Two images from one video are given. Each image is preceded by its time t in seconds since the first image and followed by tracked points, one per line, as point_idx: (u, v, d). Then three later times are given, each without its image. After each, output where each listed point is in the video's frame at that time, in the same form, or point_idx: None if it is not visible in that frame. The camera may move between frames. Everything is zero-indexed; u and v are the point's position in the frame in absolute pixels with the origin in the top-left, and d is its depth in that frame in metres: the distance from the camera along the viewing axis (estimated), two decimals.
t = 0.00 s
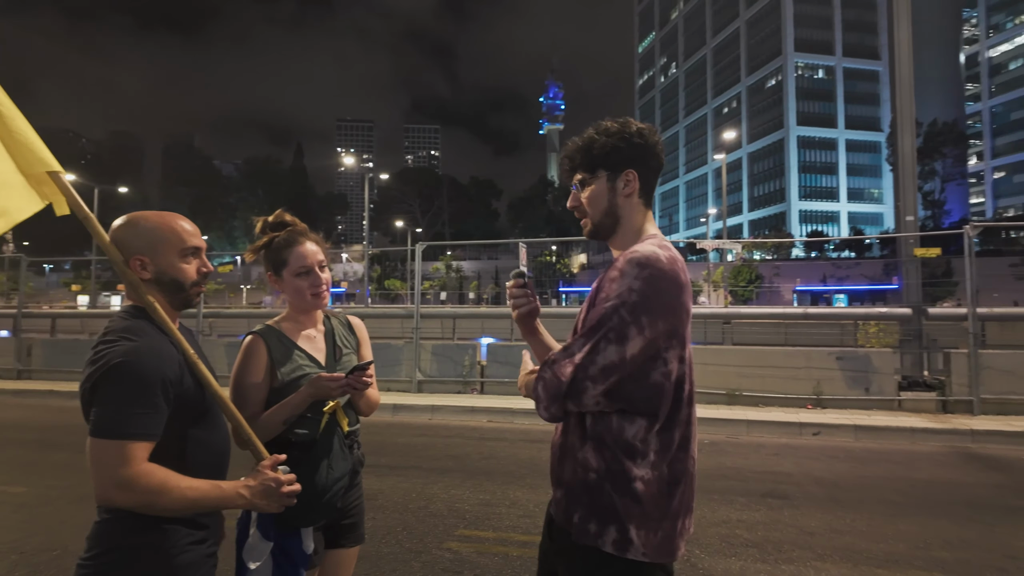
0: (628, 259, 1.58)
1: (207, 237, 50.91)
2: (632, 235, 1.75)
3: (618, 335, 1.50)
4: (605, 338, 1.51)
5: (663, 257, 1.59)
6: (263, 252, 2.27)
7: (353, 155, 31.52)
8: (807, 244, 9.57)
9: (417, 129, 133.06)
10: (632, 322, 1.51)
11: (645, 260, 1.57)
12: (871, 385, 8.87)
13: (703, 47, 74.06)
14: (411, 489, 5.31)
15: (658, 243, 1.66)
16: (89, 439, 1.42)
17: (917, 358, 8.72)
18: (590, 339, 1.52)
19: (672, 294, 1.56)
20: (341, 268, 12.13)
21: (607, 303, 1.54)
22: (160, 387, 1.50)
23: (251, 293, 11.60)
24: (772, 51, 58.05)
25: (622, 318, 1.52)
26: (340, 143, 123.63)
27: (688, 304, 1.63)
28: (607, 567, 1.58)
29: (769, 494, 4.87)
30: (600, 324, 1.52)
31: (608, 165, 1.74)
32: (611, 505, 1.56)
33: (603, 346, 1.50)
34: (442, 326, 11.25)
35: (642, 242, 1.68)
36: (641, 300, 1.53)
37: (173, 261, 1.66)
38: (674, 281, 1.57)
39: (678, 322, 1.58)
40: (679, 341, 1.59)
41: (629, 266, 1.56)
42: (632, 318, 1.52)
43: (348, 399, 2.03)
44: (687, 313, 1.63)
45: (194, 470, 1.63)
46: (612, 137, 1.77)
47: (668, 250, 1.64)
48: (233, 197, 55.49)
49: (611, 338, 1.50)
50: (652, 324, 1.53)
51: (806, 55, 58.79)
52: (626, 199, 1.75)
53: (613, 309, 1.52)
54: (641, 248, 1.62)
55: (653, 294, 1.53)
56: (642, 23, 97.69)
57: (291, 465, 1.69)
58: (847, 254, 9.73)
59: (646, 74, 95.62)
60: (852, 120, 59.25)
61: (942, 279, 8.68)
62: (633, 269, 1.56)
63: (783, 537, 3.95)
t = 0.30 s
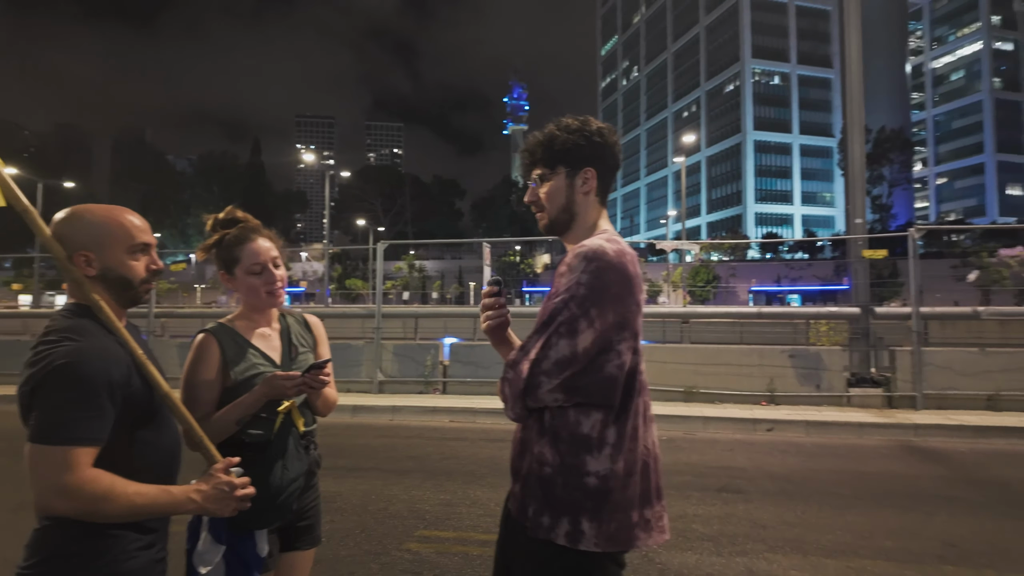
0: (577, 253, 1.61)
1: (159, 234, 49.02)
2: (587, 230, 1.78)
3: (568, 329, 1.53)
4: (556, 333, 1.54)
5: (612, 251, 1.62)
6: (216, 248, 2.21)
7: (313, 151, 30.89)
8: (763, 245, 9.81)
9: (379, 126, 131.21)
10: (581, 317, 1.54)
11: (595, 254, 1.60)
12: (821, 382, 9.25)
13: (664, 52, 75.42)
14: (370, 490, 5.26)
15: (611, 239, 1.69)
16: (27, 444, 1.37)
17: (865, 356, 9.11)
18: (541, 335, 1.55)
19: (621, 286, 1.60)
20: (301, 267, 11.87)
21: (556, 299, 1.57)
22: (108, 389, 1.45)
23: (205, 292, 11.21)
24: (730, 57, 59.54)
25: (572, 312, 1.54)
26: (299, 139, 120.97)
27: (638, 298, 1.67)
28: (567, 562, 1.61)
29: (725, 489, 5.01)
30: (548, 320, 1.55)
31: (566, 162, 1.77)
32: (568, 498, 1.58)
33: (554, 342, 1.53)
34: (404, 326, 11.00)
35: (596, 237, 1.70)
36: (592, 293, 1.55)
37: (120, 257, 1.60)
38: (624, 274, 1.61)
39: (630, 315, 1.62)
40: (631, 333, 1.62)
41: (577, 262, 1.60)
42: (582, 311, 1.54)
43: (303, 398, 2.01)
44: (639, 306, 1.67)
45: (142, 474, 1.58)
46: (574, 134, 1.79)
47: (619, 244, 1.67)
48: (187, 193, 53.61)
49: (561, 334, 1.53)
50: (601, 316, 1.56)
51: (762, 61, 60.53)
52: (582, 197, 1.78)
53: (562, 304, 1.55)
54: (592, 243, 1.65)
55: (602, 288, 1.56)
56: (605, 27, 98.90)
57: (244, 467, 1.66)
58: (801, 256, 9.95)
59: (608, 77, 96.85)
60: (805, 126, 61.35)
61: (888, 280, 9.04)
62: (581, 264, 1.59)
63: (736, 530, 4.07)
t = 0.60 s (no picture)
0: (522, 257, 1.64)
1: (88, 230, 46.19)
2: (529, 235, 1.83)
3: (514, 330, 1.56)
4: (503, 333, 1.56)
5: (557, 256, 1.67)
6: (154, 247, 2.13)
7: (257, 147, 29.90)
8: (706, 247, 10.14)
9: (327, 122, 128.30)
10: (528, 319, 1.57)
11: (542, 257, 1.64)
12: (760, 380, 9.54)
13: (613, 57, 76.84)
14: (315, 495, 5.14)
15: (554, 243, 1.74)
16: None
17: (800, 354, 9.61)
18: (488, 335, 1.57)
19: (565, 291, 1.65)
20: (242, 266, 11.37)
21: (504, 301, 1.59)
22: (33, 397, 1.38)
23: (140, 291, 10.61)
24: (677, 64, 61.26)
25: (517, 313, 1.57)
26: (243, 134, 116.75)
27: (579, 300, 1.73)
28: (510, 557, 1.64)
29: (669, 484, 5.17)
30: (498, 320, 1.57)
31: (508, 169, 1.80)
32: (507, 492, 1.61)
33: (500, 343, 1.55)
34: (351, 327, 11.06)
35: (538, 241, 1.75)
36: (536, 296, 1.59)
37: (48, 256, 1.52)
38: (568, 278, 1.67)
39: (571, 317, 1.68)
40: (572, 334, 1.69)
41: (525, 265, 1.63)
42: (526, 312, 1.58)
43: (244, 401, 1.95)
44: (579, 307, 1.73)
45: (72, 482, 1.51)
46: (515, 142, 1.83)
47: (562, 249, 1.72)
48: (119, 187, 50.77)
49: (507, 335, 1.56)
50: (547, 316, 1.60)
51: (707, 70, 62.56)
52: (523, 203, 1.81)
53: (508, 305, 1.58)
54: (537, 246, 1.69)
55: (547, 292, 1.61)
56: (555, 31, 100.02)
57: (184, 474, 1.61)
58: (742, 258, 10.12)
59: (559, 80, 98.02)
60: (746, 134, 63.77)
61: (822, 281, 9.58)
62: (529, 268, 1.62)
63: (679, 524, 4.21)
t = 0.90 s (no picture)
0: (502, 263, 1.63)
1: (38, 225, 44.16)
2: (498, 240, 1.83)
3: (500, 336, 1.56)
4: (490, 340, 1.56)
5: (533, 262, 1.68)
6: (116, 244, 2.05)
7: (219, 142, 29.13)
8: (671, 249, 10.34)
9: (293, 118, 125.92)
10: (513, 325, 1.58)
11: (521, 264, 1.65)
12: (725, 379, 9.74)
13: (582, 59, 77.43)
14: (281, 498, 5.04)
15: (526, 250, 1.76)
16: None
17: (764, 354, 9.89)
18: (474, 341, 1.55)
19: (544, 296, 1.68)
20: (203, 264, 11.13)
21: (488, 307, 1.58)
22: None
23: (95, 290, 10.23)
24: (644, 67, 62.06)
25: (502, 320, 1.57)
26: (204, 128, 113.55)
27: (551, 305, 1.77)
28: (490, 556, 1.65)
29: (637, 482, 5.23)
30: (485, 326, 1.56)
31: (475, 173, 1.79)
32: (489, 493, 1.60)
33: (487, 348, 1.55)
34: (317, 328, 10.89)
35: (509, 246, 1.75)
36: (519, 301, 1.59)
37: (9, 254, 1.47)
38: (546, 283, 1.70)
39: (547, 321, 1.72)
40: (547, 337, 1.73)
41: (506, 271, 1.62)
42: (510, 319, 1.58)
43: (210, 402, 1.90)
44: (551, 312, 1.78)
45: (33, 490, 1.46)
46: (479, 146, 1.83)
47: (536, 254, 1.72)
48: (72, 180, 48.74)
49: (495, 340, 1.56)
50: (529, 320, 1.62)
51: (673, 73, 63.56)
52: (490, 207, 1.81)
53: (494, 312, 1.57)
54: (512, 252, 1.69)
55: (530, 298, 1.62)
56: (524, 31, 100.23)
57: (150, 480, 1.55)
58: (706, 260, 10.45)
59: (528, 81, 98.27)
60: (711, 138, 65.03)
61: (784, 283, 9.87)
62: (511, 274, 1.61)
63: (648, 522, 4.27)
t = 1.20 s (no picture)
0: (500, 261, 1.63)
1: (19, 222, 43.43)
2: (497, 241, 1.81)
3: (496, 333, 1.56)
4: (485, 337, 1.55)
5: (529, 260, 1.68)
6: (110, 240, 2.02)
7: (205, 140, 28.79)
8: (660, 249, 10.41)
9: (281, 116, 125.20)
10: (508, 322, 1.57)
11: (518, 262, 1.64)
12: (716, 378, 9.81)
13: (572, 59, 77.55)
14: (271, 500, 4.99)
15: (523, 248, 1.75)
16: None
17: (754, 354, 9.96)
18: (470, 338, 1.54)
19: (541, 294, 1.67)
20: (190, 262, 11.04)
21: (483, 305, 1.58)
22: None
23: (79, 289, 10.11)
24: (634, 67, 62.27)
25: (498, 318, 1.56)
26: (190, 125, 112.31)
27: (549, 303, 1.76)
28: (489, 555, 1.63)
29: (630, 482, 5.25)
30: (480, 324, 1.55)
31: (474, 175, 1.79)
32: (488, 491, 1.60)
33: (484, 347, 1.55)
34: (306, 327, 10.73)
35: (509, 245, 1.75)
36: (514, 299, 1.59)
37: (7, 253, 1.45)
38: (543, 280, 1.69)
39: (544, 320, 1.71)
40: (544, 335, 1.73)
41: (502, 269, 1.62)
42: (507, 316, 1.57)
43: (206, 405, 1.88)
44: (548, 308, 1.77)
45: (27, 494, 1.44)
46: (478, 148, 1.82)
47: (533, 253, 1.72)
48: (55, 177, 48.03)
49: (490, 339, 1.55)
50: (523, 319, 1.61)
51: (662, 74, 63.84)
52: (489, 209, 1.80)
53: (490, 310, 1.57)
54: (510, 251, 1.68)
55: (525, 296, 1.61)
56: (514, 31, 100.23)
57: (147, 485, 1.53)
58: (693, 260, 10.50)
59: (517, 81, 98.23)
60: (700, 139, 65.39)
61: (771, 283, 9.97)
62: (507, 272, 1.61)
63: (642, 522, 4.28)
